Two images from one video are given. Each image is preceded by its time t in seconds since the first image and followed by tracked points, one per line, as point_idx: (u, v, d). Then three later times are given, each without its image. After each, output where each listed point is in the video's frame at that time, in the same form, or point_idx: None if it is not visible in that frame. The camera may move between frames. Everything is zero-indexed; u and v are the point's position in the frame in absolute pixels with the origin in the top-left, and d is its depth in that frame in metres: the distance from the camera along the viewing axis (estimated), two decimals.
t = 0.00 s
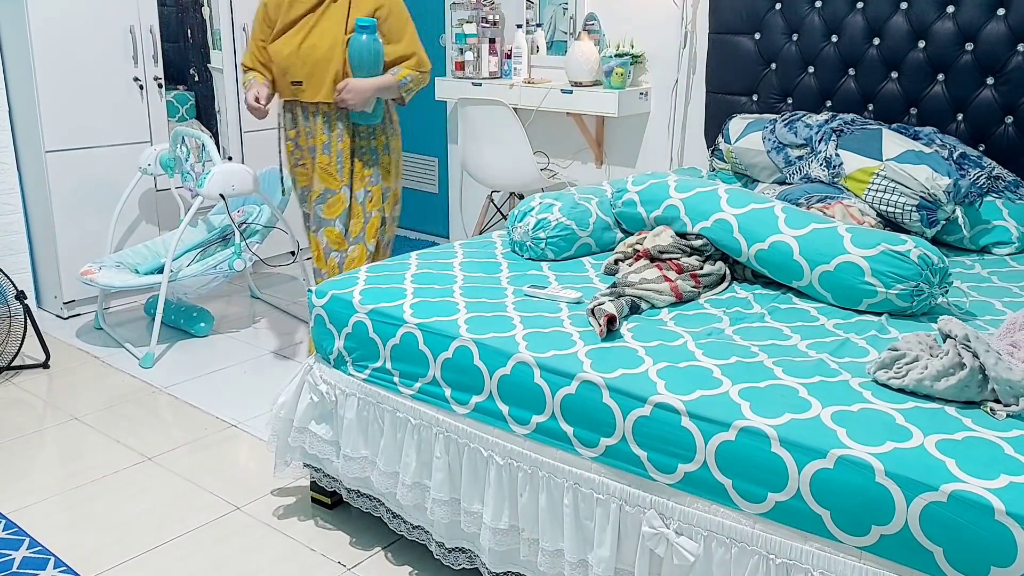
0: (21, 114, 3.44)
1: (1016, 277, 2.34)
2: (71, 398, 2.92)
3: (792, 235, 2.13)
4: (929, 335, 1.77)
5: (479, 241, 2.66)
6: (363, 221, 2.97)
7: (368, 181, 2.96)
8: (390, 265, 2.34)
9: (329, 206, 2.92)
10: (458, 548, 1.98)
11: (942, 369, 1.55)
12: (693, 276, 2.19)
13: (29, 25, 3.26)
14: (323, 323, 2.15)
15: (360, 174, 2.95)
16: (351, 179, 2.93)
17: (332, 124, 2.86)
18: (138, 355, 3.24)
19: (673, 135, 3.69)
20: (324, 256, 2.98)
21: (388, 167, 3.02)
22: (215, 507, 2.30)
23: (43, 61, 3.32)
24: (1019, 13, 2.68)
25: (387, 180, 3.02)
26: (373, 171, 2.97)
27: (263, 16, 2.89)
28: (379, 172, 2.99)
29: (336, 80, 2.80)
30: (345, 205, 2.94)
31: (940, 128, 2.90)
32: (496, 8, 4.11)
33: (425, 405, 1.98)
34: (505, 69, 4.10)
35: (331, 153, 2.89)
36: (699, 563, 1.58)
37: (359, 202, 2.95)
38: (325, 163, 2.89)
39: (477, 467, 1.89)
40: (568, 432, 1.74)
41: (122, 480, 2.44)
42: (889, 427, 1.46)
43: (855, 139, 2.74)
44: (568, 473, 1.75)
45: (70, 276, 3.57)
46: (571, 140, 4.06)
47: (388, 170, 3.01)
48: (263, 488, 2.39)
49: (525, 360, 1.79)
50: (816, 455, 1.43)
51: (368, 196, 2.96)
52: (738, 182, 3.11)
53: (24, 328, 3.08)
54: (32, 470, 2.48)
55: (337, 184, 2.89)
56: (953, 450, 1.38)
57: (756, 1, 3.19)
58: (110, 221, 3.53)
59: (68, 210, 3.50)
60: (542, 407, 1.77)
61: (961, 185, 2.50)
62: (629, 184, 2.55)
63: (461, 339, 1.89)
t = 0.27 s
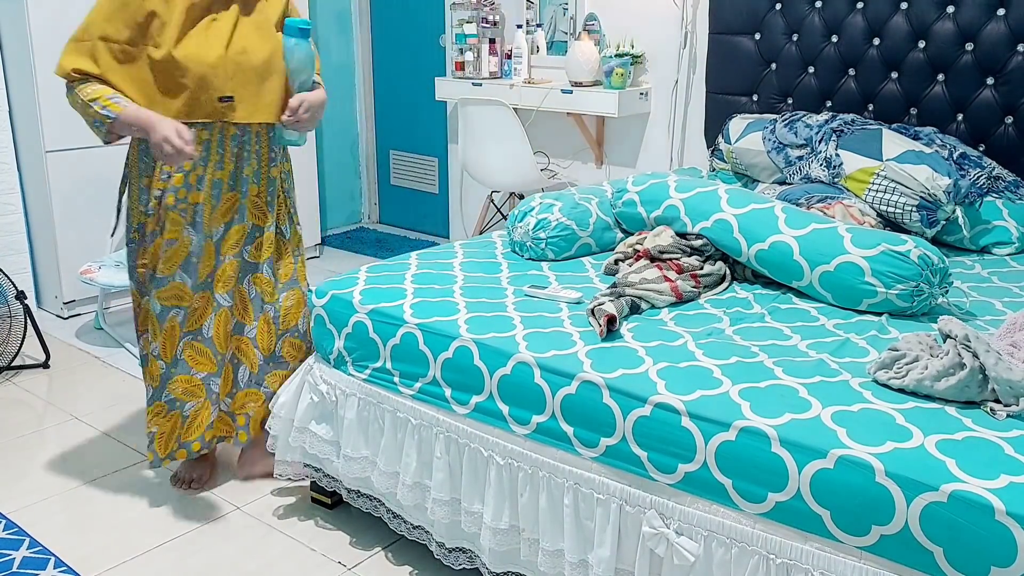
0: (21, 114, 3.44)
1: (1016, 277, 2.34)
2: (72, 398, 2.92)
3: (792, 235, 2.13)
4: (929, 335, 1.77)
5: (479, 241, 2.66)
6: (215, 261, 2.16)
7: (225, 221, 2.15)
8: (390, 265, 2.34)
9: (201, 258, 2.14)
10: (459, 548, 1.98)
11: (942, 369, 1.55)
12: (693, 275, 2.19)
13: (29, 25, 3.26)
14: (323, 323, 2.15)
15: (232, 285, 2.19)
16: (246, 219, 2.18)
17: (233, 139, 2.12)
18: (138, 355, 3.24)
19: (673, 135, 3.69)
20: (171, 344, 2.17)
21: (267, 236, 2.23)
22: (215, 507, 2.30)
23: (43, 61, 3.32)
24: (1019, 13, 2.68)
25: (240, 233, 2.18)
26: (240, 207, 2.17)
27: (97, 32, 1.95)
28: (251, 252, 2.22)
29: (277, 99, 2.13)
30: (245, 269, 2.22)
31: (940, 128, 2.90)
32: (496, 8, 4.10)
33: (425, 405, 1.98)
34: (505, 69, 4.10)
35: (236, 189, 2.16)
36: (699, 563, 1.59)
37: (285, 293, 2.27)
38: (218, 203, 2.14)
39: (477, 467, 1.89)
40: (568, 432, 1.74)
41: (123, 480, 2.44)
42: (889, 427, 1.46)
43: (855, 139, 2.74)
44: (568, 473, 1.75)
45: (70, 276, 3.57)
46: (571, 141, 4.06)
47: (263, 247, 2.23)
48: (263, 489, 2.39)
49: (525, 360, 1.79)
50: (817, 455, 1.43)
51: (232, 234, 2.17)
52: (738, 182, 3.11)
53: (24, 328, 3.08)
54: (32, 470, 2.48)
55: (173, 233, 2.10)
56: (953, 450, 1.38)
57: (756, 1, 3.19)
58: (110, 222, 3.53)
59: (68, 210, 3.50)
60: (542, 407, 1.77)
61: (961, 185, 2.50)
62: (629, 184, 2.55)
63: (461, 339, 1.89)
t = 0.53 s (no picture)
0: (22, 114, 3.44)
1: (1015, 277, 2.34)
2: (72, 398, 2.92)
3: (792, 235, 2.13)
4: (929, 335, 1.77)
5: (479, 242, 2.66)
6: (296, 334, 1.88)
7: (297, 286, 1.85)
8: (390, 266, 2.34)
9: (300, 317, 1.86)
10: (459, 548, 1.98)
11: (942, 369, 1.55)
12: (693, 275, 2.19)
13: (29, 25, 3.26)
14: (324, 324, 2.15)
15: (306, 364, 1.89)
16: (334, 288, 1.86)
17: (324, 195, 1.83)
18: (138, 355, 3.24)
19: (674, 135, 3.69)
20: (250, 372, 1.99)
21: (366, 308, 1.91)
22: (214, 507, 2.30)
23: (43, 61, 3.32)
24: (1019, 13, 2.69)
25: (325, 303, 1.86)
26: (318, 271, 1.85)
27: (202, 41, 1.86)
28: (351, 330, 1.89)
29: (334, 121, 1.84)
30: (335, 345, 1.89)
31: (940, 128, 2.90)
32: (496, 8, 4.11)
33: (426, 406, 1.97)
34: (505, 69, 4.11)
35: (314, 249, 1.84)
36: (698, 563, 1.59)
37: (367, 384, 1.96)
38: (302, 255, 1.84)
39: (477, 467, 1.89)
40: (568, 432, 1.73)
41: (122, 480, 2.44)
42: (889, 427, 1.46)
43: (854, 139, 2.74)
44: (568, 472, 1.75)
45: (71, 276, 3.57)
46: (571, 141, 4.06)
47: (363, 319, 1.91)
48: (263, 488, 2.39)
49: (526, 360, 1.79)
50: (816, 455, 1.43)
51: (316, 310, 1.86)
52: (738, 182, 3.11)
53: (24, 328, 3.08)
54: (32, 470, 2.48)
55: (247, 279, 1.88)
56: (953, 450, 1.38)
57: (756, 1, 3.19)
58: (111, 222, 3.53)
59: (68, 211, 3.50)
60: (542, 407, 1.77)
61: (961, 185, 2.50)
62: (630, 184, 2.55)
63: (461, 339, 1.89)
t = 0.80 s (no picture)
0: (21, 115, 3.44)
1: (1015, 276, 2.34)
2: (71, 398, 2.92)
3: (792, 235, 2.13)
4: (928, 335, 1.77)
5: (479, 241, 2.66)
6: (229, 321, 1.87)
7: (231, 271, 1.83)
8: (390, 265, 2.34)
9: (234, 300, 1.85)
10: (458, 548, 1.98)
11: (942, 369, 1.55)
12: (693, 275, 2.19)
13: (28, 25, 3.26)
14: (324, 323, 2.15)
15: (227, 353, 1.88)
16: (315, 278, 1.90)
17: (243, 192, 1.82)
18: (137, 355, 3.24)
19: (673, 134, 3.69)
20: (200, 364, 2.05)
21: (299, 302, 1.88)
22: (214, 507, 2.30)
23: (42, 61, 3.32)
24: (1019, 13, 2.69)
25: (285, 298, 1.86)
26: (246, 261, 1.83)
27: None
28: (279, 319, 1.86)
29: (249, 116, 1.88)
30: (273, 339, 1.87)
31: (940, 128, 2.90)
32: (495, 8, 4.10)
33: (425, 405, 1.98)
34: (505, 69, 4.11)
35: (244, 239, 1.83)
36: (698, 563, 1.59)
37: (310, 380, 1.92)
38: (275, 248, 1.84)
39: (477, 467, 1.89)
40: (568, 432, 1.73)
41: (122, 480, 2.44)
42: (889, 427, 1.46)
43: (854, 139, 2.74)
44: (568, 472, 1.75)
45: (70, 276, 3.57)
46: (571, 141, 4.06)
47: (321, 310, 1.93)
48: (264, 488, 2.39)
49: (525, 360, 1.79)
50: (817, 455, 1.43)
51: (258, 300, 1.84)
52: (738, 182, 3.11)
53: (24, 328, 3.08)
54: (32, 470, 2.48)
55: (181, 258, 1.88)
56: (953, 450, 1.38)
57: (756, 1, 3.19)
58: (110, 222, 3.53)
59: (68, 211, 3.50)
60: (542, 407, 1.77)
61: (961, 185, 2.50)
62: (629, 184, 2.55)
63: (461, 339, 1.89)
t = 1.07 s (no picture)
0: (22, 114, 3.44)
1: (1016, 277, 2.34)
2: (72, 398, 2.92)
3: (792, 235, 2.13)
4: (928, 335, 1.77)
5: (479, 242, 2.66)
6: (333, 252, 2.25)
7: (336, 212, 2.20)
8: (390, 265, 2.34)
9: (281, 236, 2.19)
10: (458, 548, 1.98)
11: (942, 369, 1.55)
12: (693, 276, 2.19)
13: (29, 25, 3.26)
14: (324, 323, 2.15)
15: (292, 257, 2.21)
16: (354, 209, 2.24)
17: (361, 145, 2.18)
18: (138, 355, 3.24)
19: (674, 135, 3.69)
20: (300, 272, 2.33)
21: (379, 223, 2.33)
22: (214, 507, 2.30)
23: (43, 61, 3.32)
24: (1019, 13, 2.69)
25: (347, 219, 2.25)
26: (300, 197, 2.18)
27: None
28: (361, 234, 2.31)
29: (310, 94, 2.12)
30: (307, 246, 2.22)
31: (940, 128, 2.90)
32: (496, 8, 4.11)
33: (426, 405, 1.98)
34: (506, 69, 4.11)
35: (346, 185, 2.19)
36: (699, 563, 1.59)
37: (293, 294, 2.24)
38: (323, 193, 2.18)
39: (477, 467, 1.89)
40: (568, 432, 1.74)
41: (122, 479, 2.44)
42: (889, 427, 1.46)
43: (855, 139, 2.74)
44: (568, 472, 1.75)
45: (71, 276, 3.57)
46: (571, 141, 4.06)
47: (373, 228, 2.33)
48: (264, 488, 2.39)
49: (526, 360, 1.79)
50: (817, 455, 1.43)
51: (341, 223, 2.24)
52: (738, 182, 3.11)
53: (24, 328, 3.08)
54: (33, 470, 2.48)
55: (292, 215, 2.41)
56: (953, 450, 1.38)
57: (756, 1, 3.19)
58: (111, 222, 3.53)
59: (68, 210, 3.50)
60: (542, 407, 1.77)
61: (961, 185, 2.50)
62: (629, 184, 2.55)
63: (461, 339, 1.89)
